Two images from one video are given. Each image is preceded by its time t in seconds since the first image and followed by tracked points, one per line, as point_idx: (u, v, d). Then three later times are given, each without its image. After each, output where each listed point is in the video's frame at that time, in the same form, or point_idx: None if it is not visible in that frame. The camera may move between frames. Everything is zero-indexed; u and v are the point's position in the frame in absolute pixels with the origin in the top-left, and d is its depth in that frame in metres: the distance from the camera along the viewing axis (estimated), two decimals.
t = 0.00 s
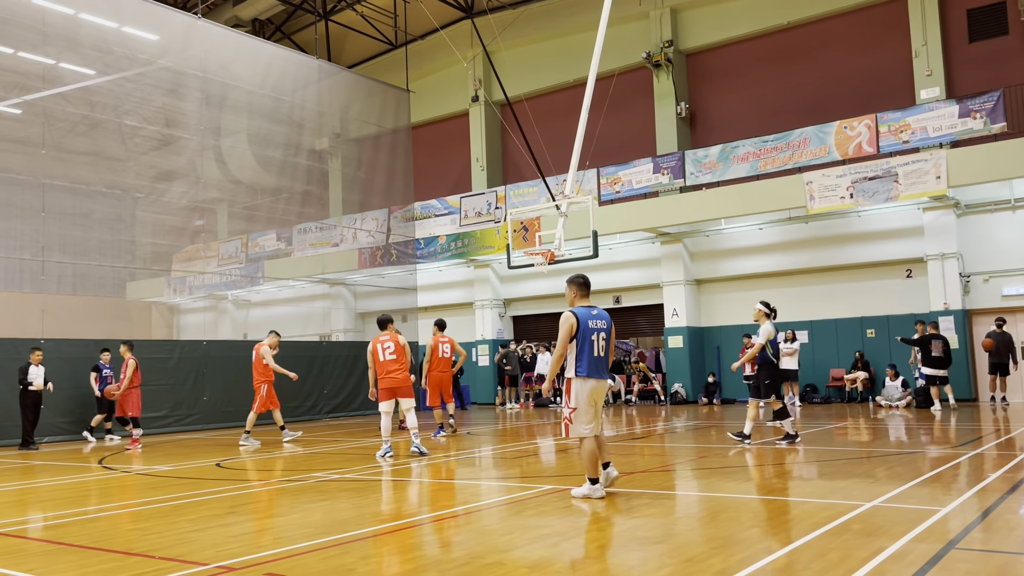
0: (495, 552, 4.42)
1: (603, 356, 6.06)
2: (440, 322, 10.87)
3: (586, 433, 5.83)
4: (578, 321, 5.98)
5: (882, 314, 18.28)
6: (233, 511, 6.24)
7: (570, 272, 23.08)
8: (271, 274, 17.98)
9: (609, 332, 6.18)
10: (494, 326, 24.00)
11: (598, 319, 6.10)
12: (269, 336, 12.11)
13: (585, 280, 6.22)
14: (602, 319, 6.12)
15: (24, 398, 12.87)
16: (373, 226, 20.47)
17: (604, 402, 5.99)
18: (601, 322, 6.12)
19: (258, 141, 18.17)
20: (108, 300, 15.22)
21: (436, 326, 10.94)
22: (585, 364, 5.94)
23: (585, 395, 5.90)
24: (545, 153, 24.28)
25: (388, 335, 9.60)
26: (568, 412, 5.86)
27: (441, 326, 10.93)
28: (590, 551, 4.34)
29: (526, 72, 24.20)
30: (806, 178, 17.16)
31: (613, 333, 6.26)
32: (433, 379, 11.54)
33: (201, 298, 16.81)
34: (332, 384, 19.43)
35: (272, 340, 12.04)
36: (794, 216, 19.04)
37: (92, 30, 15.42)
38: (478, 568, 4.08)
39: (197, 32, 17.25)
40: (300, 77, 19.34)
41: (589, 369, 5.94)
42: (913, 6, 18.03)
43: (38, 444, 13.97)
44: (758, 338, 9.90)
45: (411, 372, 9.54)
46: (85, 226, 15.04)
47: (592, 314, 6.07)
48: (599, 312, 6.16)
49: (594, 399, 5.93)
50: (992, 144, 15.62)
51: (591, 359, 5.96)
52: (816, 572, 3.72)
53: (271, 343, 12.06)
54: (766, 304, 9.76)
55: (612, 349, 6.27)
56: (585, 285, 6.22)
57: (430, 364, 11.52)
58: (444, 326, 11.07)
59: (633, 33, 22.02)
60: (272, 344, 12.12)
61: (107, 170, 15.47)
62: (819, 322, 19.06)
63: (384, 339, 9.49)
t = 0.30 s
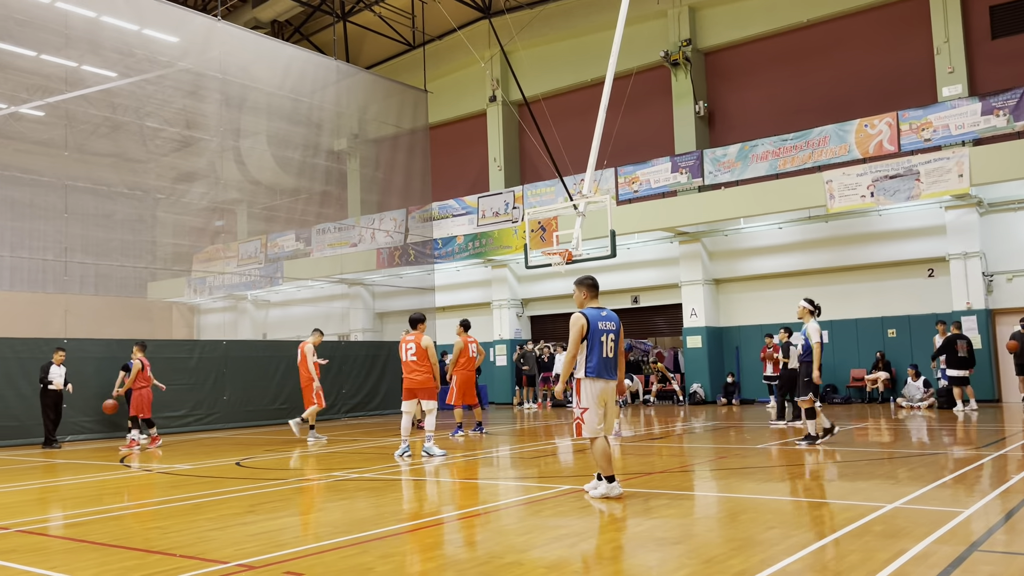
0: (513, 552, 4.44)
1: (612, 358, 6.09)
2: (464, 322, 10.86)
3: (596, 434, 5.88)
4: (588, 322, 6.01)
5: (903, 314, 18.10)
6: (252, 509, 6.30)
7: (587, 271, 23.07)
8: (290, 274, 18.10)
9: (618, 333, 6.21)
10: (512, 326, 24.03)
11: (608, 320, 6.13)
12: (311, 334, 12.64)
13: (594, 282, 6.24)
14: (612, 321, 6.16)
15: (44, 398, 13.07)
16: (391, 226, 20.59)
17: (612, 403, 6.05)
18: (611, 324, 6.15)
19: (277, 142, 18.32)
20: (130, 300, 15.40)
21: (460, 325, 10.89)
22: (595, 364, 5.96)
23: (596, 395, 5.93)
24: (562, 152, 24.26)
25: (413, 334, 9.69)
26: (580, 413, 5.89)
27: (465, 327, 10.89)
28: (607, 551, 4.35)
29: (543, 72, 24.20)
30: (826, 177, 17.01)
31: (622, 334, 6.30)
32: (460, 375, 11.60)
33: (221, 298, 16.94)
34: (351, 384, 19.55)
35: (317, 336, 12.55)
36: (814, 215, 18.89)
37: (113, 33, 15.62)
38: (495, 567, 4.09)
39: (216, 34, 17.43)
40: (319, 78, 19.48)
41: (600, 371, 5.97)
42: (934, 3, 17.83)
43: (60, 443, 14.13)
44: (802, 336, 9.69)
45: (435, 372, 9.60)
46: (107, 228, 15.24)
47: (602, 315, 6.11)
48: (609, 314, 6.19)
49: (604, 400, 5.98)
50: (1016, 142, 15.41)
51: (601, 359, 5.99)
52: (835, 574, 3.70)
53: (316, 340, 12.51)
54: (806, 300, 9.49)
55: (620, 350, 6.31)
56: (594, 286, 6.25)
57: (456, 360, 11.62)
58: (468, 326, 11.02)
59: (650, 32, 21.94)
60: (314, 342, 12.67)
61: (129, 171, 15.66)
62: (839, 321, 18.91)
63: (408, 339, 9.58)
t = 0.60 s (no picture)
0: (529, 552, 4.45)
1: (620, 358, 6.10)
2: (484, 321, 10.91)
3: (596, 434, 5.95)
4: (598, 323, 5.99)
5: (922, 314, 17.94)
6: (269, 508, 6.35)
7: (602, 271, 23.06)
8: (307, 274, 18.21)
9: (626, 334, 6.22)
10: (527, 326, 24.04)
11: (616, 320, 6.12)
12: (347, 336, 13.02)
13: (600, 284, 6.26)
14: (619, 321, 6.14)
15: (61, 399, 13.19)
16: (406, 226, 20.69)
17: (617, 404, 6.08)
18: (619, 324, 6.14)
19: (293, 142, 18.43)
20: (148, 300, 15.56)
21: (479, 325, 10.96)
22: (603, 365, 5.97)
23: (604, 396, 5.98)
24: (577, 152, 24.24)
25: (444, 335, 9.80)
26: (585, 412, 5.92)
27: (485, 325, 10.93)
28: (622, 552, 4.35)
29: (558, 71, 24.19)
30: (843, 176, 16.88)
31: (628, 335, 6.31)
32: (486, 373, 11.70)
33: (238, 299, 17.04)
34: (367, 383, 19.65)
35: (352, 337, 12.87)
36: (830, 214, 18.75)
37: (131, 35, 15.79)
38: (510, 567, 4.11)
39: (233, 35, 17.56)
40: (334, 79, 19.59)
41: (608, 371, 5.99)
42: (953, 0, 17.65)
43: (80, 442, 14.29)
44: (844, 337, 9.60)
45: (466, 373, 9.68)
46: (125, 228, 15.41)
47: (610, 316, 6.09)
48: (616, 314, 6.17)
49: (610, 400, 6.04)
50: None
51: (609, 360, 6.00)
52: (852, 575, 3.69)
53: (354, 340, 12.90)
54: (849, 300, 9.43)
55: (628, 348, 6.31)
56: (601, 288, 6.26)
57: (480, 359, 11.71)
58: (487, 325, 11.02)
59: (665, 31, 21.87)
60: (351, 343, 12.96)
61: (147, 172, 15.81)
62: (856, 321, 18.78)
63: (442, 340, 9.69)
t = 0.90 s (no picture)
0: (541, 552, 4.46)
1: (619, 359, 6.13)
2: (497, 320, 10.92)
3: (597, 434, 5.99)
4: (595, 325, 5.99)
5: (937, 313, 17.81)
6: (283, 507, 6.40)
7: (614, 271, 23.03)
8: (319, 274, 18.28)
9: (623, 335, 6.25)
10: (539, 325, 24.04)
11: (614, 322, 6.16)
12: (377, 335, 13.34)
13: (599, 284, 6.21)
14: (618, 323, 6.19)
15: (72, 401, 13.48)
16: (418, 226, 20.75)
17: (616, 405, 6.10)
18: (617, 326, 6.18)
19: (306, 143, 18.52)
20: (162, 300, 15.68)
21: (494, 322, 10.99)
22: (600, 366, 5.99)
23: (602, 397, 5.98)
24: (590, 152, 24.21)
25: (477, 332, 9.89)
26: (582, 414, 5.94)
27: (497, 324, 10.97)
28: (635, 552, 4.36)
29: (570, 70, 24.18)
30: (857, 175, 16.76)
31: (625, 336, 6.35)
32: (501, 373, 11.73)
33: (252, 298, 17.13)
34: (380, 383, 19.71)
35: (381, 335, 13.12)
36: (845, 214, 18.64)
37: (146, 36, 15.93)
38: (522, 567, 4.12)
39: (246, 36, 17.67)
40: (347, 80, 19.67)
41: (605, 372, 6.00)
42: None
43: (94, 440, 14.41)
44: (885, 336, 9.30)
45: (484, 375, 9.73)
46: (140, 228, 15.54)
47: (608, 318, 6.14)
48: (614, 316, 6.23)
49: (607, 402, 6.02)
50: None
51: (607, 361, 6.01)
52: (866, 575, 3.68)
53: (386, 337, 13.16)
54: (893, 297, 9.26)
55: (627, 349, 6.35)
56: (599, 289, 6.22)
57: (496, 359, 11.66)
58: (501, 324, 11.07)
59: (678, 30, 21.81)
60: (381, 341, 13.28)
61: (161, 173, 15.94)
62: (870, 321, 18.67)
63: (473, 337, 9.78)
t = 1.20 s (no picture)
0: (551, 551, 4.46)
1: (614, 358, 6.11)
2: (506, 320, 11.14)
3: (593, 433, 5.98)
4: (587, 325, 6.08)
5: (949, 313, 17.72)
6: (293, 506, 6.43)
7: (624, 270, 23.01)
8: (330, 274, 18.33)
9: (621, 334, 6.22)
10: (548, 325, 24.04)
11: (609, 322, 6.16)
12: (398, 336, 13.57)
13: (597, 284, 6.27)
14: (614, 322, 6.18)
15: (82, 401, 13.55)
16: (428, 226, 20.80)
17: (614, 403, 6.08)
18: (613, 325, 6.17)
19: (317, 143, 18.58)
20: (174, 300, 15.78)
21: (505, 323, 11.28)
22: (592, 365, 6.04)
23: (595, 396, 5.99)
24: (600, 152, 24.19)
25: (506, 333, 9.98)
26: (576, 412, 5.99)
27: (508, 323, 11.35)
28: (645, 552, 4.36)
29: (580, 69, 24.16)
30: (869, 173, 16.65)
31: (627, 335, 6.30)
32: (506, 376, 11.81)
33: (262, 298, 17.21)
34: (389, 383, 19.77)
35: (403, 335, 13.25)
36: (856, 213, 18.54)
37: (158, 37, 16.03)
38: (532, 567, 4.13)
39: (257, 37, 17.76)
40: (357, 80, 19.73)
41: (598, 371, 6.03)
42: None
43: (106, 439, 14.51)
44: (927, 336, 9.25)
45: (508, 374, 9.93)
46: (152, 228, 15.64)
47: (603, 318, 6.16)
48: (611, 315, 6.23)
49: (604, 400, 6.02)
50: None
51: (599, 360, 6.04)
52: None
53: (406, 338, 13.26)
54: (936, 296, 9.09)
55: (626, 349, 6.31)
56: (598, 288, 6.28)
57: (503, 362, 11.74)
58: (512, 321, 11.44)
59: (689, 29, 21.74)
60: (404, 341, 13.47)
61: (172, 173, 16.04)
62: (881, 321, 18.59)
63: (499, 337, 9.89)
